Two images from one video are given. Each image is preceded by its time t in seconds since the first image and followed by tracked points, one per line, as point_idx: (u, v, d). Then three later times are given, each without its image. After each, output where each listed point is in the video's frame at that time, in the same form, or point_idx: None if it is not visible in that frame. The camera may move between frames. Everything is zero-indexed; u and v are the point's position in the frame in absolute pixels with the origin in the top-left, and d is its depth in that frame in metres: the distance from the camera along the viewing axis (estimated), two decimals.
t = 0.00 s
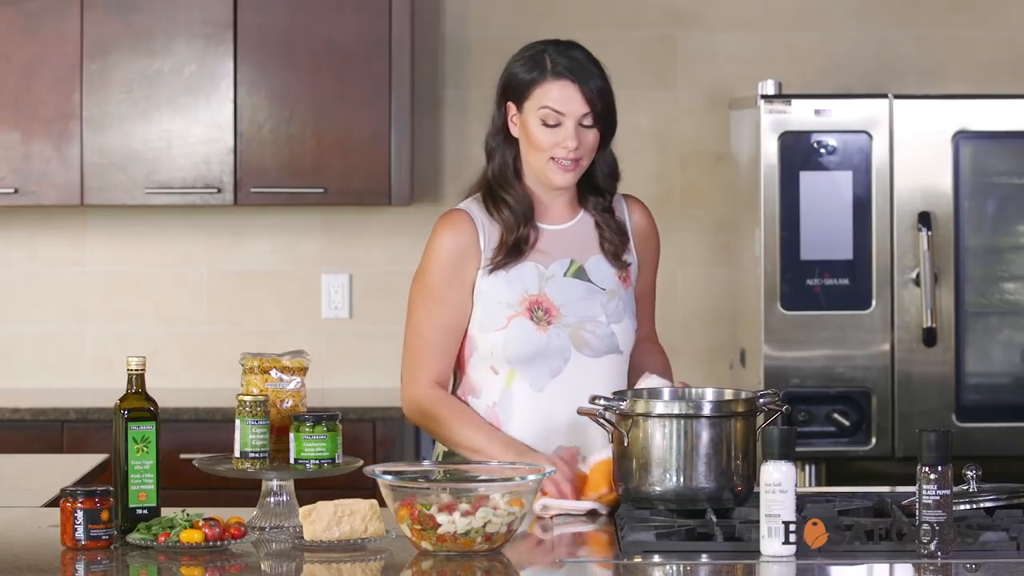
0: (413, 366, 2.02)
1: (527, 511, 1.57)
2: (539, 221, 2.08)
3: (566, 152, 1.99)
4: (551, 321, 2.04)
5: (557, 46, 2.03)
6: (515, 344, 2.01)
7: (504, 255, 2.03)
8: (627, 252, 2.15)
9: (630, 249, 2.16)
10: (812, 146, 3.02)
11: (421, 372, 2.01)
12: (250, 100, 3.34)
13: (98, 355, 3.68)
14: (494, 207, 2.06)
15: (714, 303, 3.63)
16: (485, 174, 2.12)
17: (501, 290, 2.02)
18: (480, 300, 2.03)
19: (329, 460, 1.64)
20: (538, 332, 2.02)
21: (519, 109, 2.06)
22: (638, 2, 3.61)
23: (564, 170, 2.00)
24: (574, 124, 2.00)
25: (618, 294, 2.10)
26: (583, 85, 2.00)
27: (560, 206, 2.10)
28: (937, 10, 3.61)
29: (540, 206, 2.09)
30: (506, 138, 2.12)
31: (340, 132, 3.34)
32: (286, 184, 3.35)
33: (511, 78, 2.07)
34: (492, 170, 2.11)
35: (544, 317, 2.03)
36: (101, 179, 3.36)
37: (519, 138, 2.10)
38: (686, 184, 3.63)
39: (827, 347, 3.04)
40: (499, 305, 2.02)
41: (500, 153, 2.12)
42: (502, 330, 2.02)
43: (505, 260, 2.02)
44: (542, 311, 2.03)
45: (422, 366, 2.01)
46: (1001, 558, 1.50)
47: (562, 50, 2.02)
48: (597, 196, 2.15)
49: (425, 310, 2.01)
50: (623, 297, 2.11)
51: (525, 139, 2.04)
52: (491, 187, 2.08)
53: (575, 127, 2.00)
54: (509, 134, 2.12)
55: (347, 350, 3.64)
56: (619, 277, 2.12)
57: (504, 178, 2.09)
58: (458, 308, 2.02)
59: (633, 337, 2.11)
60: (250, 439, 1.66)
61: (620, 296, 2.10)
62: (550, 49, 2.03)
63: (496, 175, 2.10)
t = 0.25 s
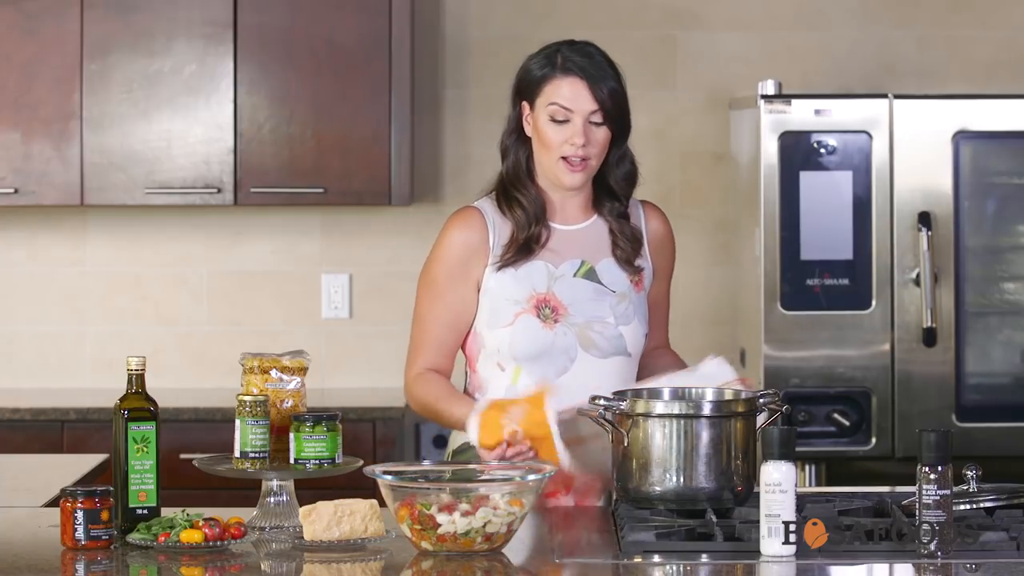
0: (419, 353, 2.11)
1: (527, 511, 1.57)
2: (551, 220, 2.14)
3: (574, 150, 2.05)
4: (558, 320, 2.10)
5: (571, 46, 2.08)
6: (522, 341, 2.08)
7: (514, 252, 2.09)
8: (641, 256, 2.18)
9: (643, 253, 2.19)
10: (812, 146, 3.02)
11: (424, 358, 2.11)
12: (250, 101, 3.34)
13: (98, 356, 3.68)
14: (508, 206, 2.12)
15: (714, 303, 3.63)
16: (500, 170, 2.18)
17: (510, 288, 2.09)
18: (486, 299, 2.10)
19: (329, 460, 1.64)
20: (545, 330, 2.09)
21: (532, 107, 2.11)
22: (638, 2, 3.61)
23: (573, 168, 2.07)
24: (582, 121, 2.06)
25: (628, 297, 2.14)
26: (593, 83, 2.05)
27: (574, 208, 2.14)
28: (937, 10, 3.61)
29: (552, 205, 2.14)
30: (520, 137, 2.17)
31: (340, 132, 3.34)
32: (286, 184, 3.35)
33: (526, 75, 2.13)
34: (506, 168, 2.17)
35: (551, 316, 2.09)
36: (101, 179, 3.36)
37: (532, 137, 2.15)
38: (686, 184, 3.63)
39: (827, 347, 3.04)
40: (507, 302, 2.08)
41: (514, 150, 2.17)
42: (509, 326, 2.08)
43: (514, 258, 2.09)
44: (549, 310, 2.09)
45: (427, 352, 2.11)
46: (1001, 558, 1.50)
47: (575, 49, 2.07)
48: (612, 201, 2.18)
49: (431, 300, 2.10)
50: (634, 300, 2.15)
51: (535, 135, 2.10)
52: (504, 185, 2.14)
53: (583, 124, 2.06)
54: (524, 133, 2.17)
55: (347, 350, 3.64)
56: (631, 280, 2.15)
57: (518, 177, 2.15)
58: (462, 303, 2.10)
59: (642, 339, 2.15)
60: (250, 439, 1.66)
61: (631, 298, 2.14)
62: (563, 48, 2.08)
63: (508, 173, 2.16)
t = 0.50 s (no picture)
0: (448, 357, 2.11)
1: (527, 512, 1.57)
2: (561, 222, 2.14)
3: (585, 152, 2.07)
4: (565, 321, 2.10)
5: (581, 48, 2.10)
6: (529, 340, 2.08)
7: (524, 252, 2.10)
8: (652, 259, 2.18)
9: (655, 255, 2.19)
10: (812, 146, 3.02)
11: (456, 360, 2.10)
12: (250, 101, 3.34)
13: (98, 356, 3.68)
14: (518, 207, 2.13)
15: (714, 303, 3.63)
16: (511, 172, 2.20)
17: (518, 287, 2.09)
18: (501, 294, 2.10)
19: (329, 460, 1.64)
20: (551, 330, 2.09)
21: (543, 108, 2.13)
22: (638, 2, 3.61)
23: (583, 169, 2.07)
24: (592, 123, 2.07)
25: (638, 300, 2.14)
26: (604, 85, 2.06)
27: (584, 210, 2.15)
28: (937, 10, 3.61)
29: (562, 207, 2.15)
30: (531, 138, 2.20)
31: (340, 132, 3.34)
32: (286, 184, 3.35)
33: (537, 77, 2.15)
34: (516, 170, 2.18)
35: (558, 316, 2.10)
36: (101, 179, 3.36)
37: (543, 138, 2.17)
38: (686, 184, 3.63)
39: (827, 347, 3.04)
40: (515, 301, 2.09)
41: (526, 152, 2.19)
42: (517, 325, 2.09)
43: (524, 258, 2.10)
44: (557, 310, 2.10)
45: (458, 353, 2.10)
46: (1001, 558, 1.50)
47: (585, 51, 2.09)
48: (624, 201, 2.18)
49: (451, 300, 2.10)
50: (643, 302, 2.14)
51: (546, 138, 2.11)
52: (515, 187, 2.16)
53: (593, 126, 2.07)
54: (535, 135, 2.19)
55: (347, 350, 3.64)
56: (641, 283, 2.15)
57: (528, 179, 2.16)
58: (483, 295, 2.10)
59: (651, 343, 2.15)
60: (250, 439, 1.66)
61: (640, 301, 2.14)
62: (574, 50, 2.09)
63: (519, 175, 2.18)
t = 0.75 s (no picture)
0: (462, 355, 2.09)
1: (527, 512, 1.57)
2: (573, 224, 2.14)
3: (596, 151, 2.05)
4: (573, 324, 2.10)
5: (595, 48, 2.08)
6: (537, 342, 2.08)
7: (536, 253, 2.10)
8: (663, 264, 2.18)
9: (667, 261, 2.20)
10: (812, 146, 3.02)
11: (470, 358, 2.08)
12: (250, 101, 3.34)
13: (98, 355, 3.68)
14: (531, 208, 2.13)
15: (714, 302, 3.63)
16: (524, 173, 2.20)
17: (528, 289, 2.09)
18: (514, 295, 2.10)
19: (329, 460, 1.64)
20: (559, 333, 2.09)
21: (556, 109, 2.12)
22: (638, 2, 3.61)
23: (595, 169, 2.06)
24: (605, 122, 2.06)
25: (647, 306, 2.14)
26: (618, 85, 2.05)
27: (597, 213, 2.15)
28: (937, 10, 3.61)
29: (576, 210, 2.15)
30: (544, 140, 2.19)
31: (340, 132, 3.34)
32: (286, 184, 3.35)
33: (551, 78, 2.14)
34: (531, 171, 2.18)
35: (567, 319, 2.10)
36: (101, 179, 3.36)
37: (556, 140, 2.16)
38: (686, 184, 3.63)
39: (827, 347, 3.04)
40: (524, 303, 2.09)
41: (539, 153, 2.19)
42: (525, 327, 2.09)
43: (536, 259, 2.10)
44: (565, 313, 2.10)
45: (472, 351, 2.08)
46: (1001, 558, 1.50)
47: (598, 51, 2.07)
48: (639, 206, 2.19)
49: (465, 297, 2.09)
50: (652, 309, 2.15)
51: (559, 138, 2.10)
52: (528, 187, 2.15)
53: (606, 126, 2.06)
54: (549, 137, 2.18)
55: (347, 350, 3.64)
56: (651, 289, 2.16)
57: (542, 181, 2.16)
58: (497, 292, 2.10)
59: (659, 349, 2.15)
60: (250, 439, 1.66)
61: (649, 307, 2.15)
62: (587, 50, 2.09)
63: (533, 176, 2.17)
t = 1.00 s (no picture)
0: (462, 349, 2.10)
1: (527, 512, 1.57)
2: (583, 227, 2.13)
3: (603, 145, 2.05)
4: (579, 327, 2.10)
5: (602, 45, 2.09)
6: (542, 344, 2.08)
7: (544, 255, 2.10)
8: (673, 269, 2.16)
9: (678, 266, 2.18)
10: (812, 146, 3.02)
11: (469, 353, 2.09)
12: (250, 100, 3.34)
13: (98, 355, 3.68)
14: (541, 210, 2.12)
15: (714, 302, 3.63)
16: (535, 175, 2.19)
17: (535, 290, 2.09)
18: (519, 296, 2.10)
19: (329, 460, 1.64)
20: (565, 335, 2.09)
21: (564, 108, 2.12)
22: (638, 2, 3.61)
23: (603, 164, 2.06)
24: (610, 117, 2.06)
25: (655, 310, 2.13)
26: (624, 80, 2.05)
27: (608, 215, 2.14)
28: (937, 10, 3.61)
29: (586, 212, 2.13)
30: (554, 142, 2.18)
31: (341, 132, 3.34)
32: (286, 184, 3.35)
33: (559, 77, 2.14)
34: (541, 174, 2.17)
35: (572, 322, 2.09)
36: (101, 179, 3.36)
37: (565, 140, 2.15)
38: (686, 184, 3.63)
39: (827, 347, 3.04)
40: (530, 304, 2.09)
41: (550, 155, 2.18)
42: (531, 328, 2.09)
43: (544, 261, 2.09)
44: (571, 316, 2.09)
45: (472, 346, 2.09)
46: (1001, 558, 1.50)
47: (605, 48, 2.08)
48: (651, 208, 2.17)
49: (471, 289, 2.10)
50: (661, 313, 2.13)
51: (567, 135, 2.11)
52: (539, 189, 2.15)
53: (612, 120, 2.06)
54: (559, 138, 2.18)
55: (347, 350, 3.64)
56: (660, 293, 2.14)
57: (553, 183, 2.15)
58: (502, 289, 2.11)
59: (666, 353, 2.14)
60: (250, 439, 1.66)
61: (657, 311, 2.13)
62: (594, 48, 2.09)
63: (544, 178, 2.16)
